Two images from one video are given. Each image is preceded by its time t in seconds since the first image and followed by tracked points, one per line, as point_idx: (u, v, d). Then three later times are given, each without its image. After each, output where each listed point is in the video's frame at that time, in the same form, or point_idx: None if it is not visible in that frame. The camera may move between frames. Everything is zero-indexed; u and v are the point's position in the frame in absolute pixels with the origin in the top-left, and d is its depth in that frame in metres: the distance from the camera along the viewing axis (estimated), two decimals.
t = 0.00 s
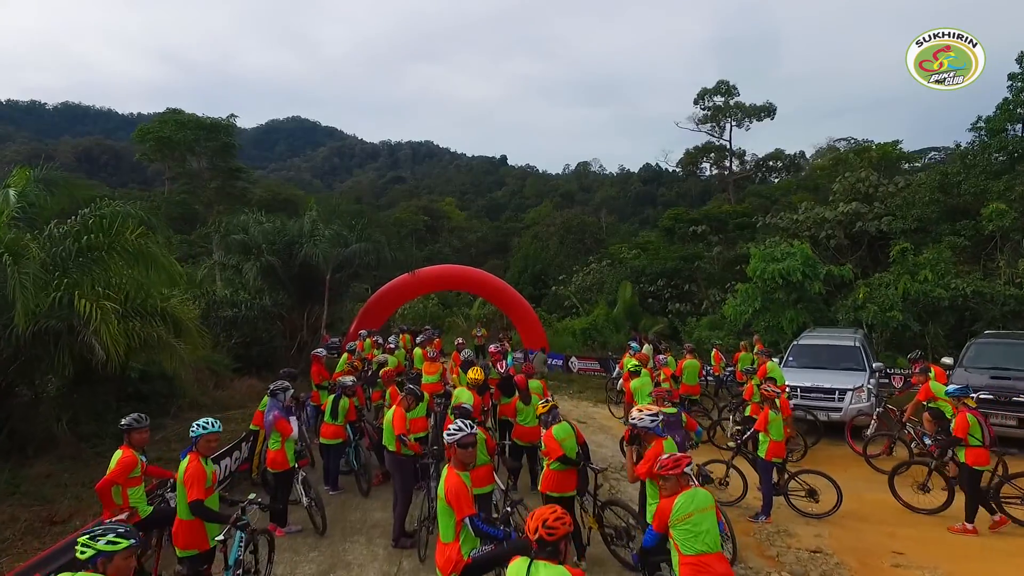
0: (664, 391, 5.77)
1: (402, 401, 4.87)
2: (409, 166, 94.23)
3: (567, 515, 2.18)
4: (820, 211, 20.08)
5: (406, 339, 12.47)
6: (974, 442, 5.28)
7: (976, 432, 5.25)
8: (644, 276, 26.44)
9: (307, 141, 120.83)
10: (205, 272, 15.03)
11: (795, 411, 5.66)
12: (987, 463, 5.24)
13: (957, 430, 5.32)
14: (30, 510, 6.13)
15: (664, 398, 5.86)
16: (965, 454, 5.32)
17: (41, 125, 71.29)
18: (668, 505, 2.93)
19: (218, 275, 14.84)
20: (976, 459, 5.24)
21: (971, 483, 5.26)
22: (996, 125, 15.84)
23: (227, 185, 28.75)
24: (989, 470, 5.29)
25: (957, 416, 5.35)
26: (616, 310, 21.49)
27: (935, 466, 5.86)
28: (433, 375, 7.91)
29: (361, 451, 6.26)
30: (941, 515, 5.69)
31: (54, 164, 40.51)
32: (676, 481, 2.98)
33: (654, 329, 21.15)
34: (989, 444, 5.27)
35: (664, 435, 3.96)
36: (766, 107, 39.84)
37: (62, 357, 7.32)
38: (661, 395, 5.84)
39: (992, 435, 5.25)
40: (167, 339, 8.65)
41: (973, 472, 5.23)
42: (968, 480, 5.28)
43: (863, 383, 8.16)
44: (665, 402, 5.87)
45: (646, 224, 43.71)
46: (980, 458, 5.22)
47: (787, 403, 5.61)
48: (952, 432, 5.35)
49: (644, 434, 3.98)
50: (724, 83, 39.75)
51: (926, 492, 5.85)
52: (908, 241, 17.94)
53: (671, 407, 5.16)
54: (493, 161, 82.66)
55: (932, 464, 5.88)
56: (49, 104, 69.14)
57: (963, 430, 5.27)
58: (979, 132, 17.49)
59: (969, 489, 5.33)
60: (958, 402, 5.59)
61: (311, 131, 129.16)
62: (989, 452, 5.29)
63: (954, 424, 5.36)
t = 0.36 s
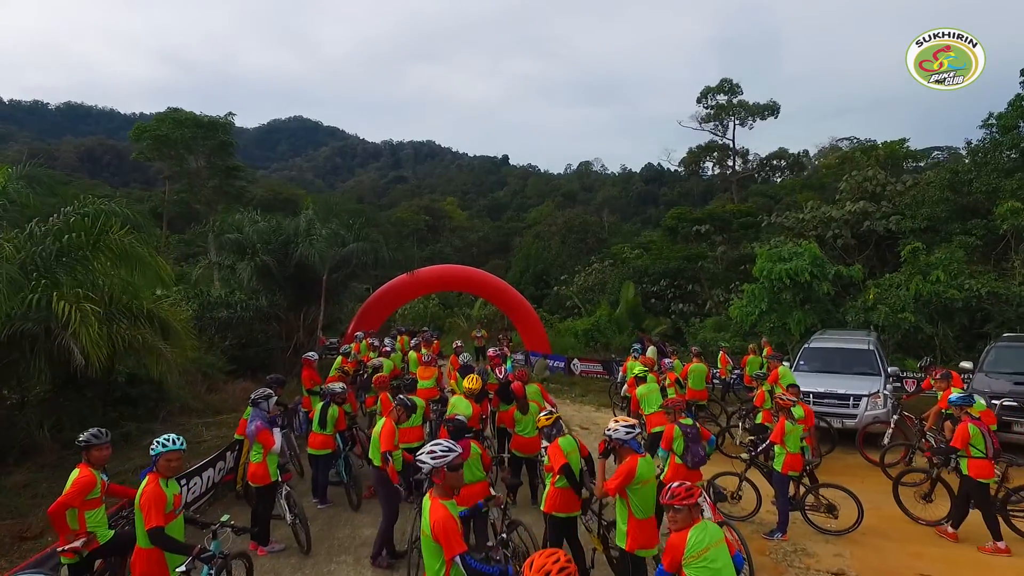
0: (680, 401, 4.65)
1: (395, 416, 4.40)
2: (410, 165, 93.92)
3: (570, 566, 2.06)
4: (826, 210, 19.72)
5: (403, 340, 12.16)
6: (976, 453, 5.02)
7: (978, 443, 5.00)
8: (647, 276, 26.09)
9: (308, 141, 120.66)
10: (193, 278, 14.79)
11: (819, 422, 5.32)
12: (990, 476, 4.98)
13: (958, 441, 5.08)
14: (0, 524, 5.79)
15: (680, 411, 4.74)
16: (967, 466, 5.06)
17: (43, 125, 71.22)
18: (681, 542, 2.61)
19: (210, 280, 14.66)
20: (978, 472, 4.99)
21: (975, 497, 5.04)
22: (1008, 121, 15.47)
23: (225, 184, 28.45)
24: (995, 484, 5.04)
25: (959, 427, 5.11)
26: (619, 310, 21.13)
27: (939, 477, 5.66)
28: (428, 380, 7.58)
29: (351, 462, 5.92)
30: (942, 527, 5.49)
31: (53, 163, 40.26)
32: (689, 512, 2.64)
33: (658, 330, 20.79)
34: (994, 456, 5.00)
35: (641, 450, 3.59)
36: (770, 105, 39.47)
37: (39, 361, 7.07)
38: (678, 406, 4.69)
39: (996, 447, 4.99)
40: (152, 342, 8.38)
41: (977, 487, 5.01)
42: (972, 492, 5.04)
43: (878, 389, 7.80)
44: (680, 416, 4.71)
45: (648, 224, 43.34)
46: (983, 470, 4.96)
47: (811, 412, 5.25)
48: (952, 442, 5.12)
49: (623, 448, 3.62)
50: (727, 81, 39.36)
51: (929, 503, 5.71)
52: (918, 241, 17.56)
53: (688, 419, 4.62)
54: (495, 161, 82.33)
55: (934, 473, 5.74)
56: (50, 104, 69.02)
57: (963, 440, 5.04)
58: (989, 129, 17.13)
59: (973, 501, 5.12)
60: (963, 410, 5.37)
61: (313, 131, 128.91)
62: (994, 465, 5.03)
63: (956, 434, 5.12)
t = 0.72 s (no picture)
0: (691, 408, 4.36)
1: (380, 432, 4.06)
2: (410, 165, 93.64)
3: None
4: (830, 209, 19.43)
5: (398, 342, 11.88)
6: (972, 459, 4.97)
7: (975, 449, 4.95)
8: (647, 275, 25.80)
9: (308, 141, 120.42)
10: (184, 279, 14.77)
11: (844, 429, 5.05)
12: (985, 483, 4.91)
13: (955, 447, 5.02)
14: None
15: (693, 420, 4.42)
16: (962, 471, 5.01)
17: (43, 125, 71.06)
18: None
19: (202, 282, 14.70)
20: (970, 477, 4.94)
21: (965, 502, 4.98)
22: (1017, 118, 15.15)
23: (222, 183, 28.16)
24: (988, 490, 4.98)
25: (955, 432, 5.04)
26: (620, 311, 20.82)
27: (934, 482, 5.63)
28: (422, 384, 7.27)
29: (337, 472, 5.61)
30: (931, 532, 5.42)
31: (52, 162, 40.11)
32: (702, 543, 2.32)
33: (659, 330, 20.48)
34: (990, 463, 4.94)
35: (609, 458, 3.31)
36: (772, 104, 39.17)
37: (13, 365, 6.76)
38: (689, 415, 4.38)
39: (992, 454, 4.94)
40: (135, 345, 8.07)
41: (968, 492, 4.95)
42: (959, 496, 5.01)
43: (891, 393, 7.48)
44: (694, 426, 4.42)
45: (649, 224, 43.03)
46: (977, 476, 4.91)
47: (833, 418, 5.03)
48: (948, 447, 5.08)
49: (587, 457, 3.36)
50: (728, 79, 39.04)
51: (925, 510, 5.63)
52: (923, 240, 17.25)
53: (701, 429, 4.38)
54: (494, 160, 82.05)
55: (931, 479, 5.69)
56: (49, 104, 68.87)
57: (959, 446, 4.97)
58: (997, 127, 16.82)
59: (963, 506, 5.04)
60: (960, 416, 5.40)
61: (313, 131, 128.68)
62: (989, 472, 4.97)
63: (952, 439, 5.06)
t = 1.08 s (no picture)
0: (697, 418, 4.09)
1: (360, 446, 3.81)
2: (411, 165, 93.34)
3: None
4: (834, 208, 19.12)
5: (393, 343, 11.62)
6: (963, 467, 4.89)
7: (966, 456, 4.89)
8: (648, 275, 25.50)
9: (308, 140, 120.26)
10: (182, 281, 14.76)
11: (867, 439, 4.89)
12: (981, 492, 4.79)
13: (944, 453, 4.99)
14: None
15: (699, 429, 4.16)
16: (957, 480, 4.92)
17: (43, 125, 70.93)
18: None
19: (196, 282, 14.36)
20: (962, 485, 4.87)
21: (963, 509, 4.94)
22: None
23: (218, 182, 27.87)
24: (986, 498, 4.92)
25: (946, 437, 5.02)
26: (620, 311, 20.51)
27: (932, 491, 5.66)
28: (415, 388, 6.98)
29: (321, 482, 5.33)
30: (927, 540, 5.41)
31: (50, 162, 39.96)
32: None
33: (660, 330, 20.16)
34: (984, 472, 4.84)
35: (556, 477, 3.14)
36: (773, 103, 38.85)
37: None
38: (695, 424, 4.12)
39: (985, 461, 4.83)
40: (116, 348, 7.77)
41: (961, 499, 4.91)
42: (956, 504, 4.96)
43: (903, 398, 7.16)
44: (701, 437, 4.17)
45: (650, 224, 42.71)
46: (972, 486, 4.81)
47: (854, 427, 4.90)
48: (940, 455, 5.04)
49: (536, 474, 3.17)
50: (729, 78, 38.77)
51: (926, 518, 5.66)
52: (929, 239, 16.93)
53: (707, 440, 4.08)
54: (495, 160, 81.74)
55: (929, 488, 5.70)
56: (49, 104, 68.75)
57: (950, 451, 4.93)
58: (1006, 124, 16.51)
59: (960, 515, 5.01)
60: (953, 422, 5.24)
61: (313, 130, 128.55)
62: (985, 480, 4.85)
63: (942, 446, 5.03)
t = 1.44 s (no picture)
0: (704, 433, 3.78)
1: (343, 469, 3.56)
2: (411, 164, 93.01)
3: None
4: (837, 207, 18.83)
5: (388, 346, 11.36)
6: (958, 475, 4.94)
7: (960, 464, 4.93)
8: (648, 276, 25.21)
9: (308, 140, 120.08)
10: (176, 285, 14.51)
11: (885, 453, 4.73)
12: (976, 500, 4.81)
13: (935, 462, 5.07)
14: None
15: (706, 446, 3.87)
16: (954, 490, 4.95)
17: (43, 124, 70.91)
18: None
19: (189, 284, 14.05)
20: (957, 493, 4.91)
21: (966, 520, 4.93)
22: None
23: (213, 181, 27.56)
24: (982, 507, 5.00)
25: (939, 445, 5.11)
26: (620, 312, 20.21)
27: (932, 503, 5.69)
28: (407, 396, 6.67)
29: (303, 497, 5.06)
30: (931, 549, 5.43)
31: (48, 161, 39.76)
32: None
33: (661, 331, 19.87)
34: (979, 480, 4.85)
35: (503, 501, 3.01)
36: (774, 101, 38.53)
37: None
38: (701, 440, 3.80)
39: (980, 469, 4.87)
40: (96, 355, 7.46)
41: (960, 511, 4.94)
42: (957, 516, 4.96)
43: (917, 405, 6.87)
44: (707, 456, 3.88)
45: (651, 223, 42.42)
46: (969, 495, 4.85)
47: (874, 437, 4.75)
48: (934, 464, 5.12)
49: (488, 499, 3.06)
50: (729, 77, 38.54)
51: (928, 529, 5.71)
52: (934, 239, 16.64)
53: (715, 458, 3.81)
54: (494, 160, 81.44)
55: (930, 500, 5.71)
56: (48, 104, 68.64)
57: (943, 459, 5.04)
58: (1013, 122, 16.22)
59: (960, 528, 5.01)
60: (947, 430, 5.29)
61: (313, 130, 128.34)
62: (981, 487, 4.87)
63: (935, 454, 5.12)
